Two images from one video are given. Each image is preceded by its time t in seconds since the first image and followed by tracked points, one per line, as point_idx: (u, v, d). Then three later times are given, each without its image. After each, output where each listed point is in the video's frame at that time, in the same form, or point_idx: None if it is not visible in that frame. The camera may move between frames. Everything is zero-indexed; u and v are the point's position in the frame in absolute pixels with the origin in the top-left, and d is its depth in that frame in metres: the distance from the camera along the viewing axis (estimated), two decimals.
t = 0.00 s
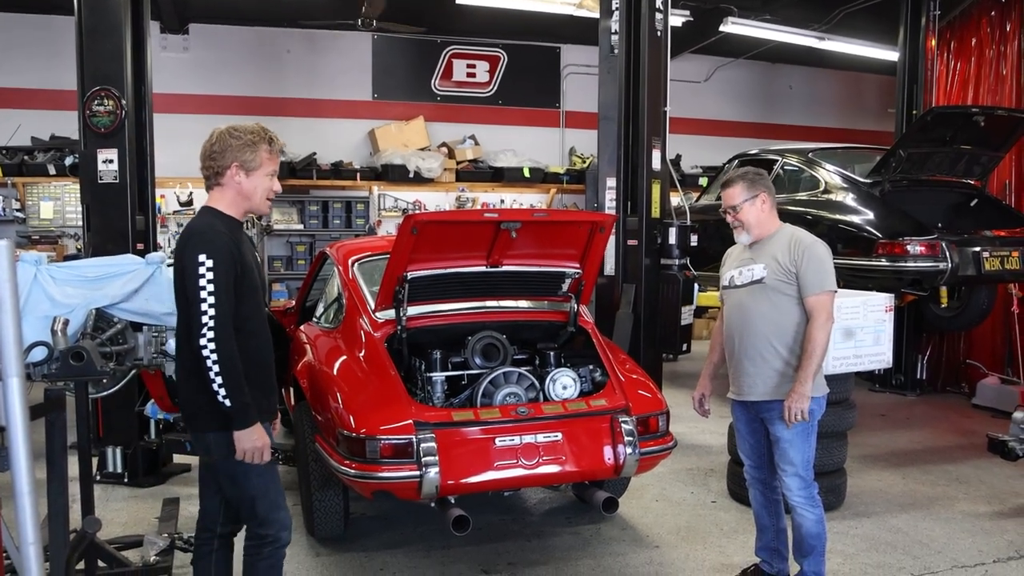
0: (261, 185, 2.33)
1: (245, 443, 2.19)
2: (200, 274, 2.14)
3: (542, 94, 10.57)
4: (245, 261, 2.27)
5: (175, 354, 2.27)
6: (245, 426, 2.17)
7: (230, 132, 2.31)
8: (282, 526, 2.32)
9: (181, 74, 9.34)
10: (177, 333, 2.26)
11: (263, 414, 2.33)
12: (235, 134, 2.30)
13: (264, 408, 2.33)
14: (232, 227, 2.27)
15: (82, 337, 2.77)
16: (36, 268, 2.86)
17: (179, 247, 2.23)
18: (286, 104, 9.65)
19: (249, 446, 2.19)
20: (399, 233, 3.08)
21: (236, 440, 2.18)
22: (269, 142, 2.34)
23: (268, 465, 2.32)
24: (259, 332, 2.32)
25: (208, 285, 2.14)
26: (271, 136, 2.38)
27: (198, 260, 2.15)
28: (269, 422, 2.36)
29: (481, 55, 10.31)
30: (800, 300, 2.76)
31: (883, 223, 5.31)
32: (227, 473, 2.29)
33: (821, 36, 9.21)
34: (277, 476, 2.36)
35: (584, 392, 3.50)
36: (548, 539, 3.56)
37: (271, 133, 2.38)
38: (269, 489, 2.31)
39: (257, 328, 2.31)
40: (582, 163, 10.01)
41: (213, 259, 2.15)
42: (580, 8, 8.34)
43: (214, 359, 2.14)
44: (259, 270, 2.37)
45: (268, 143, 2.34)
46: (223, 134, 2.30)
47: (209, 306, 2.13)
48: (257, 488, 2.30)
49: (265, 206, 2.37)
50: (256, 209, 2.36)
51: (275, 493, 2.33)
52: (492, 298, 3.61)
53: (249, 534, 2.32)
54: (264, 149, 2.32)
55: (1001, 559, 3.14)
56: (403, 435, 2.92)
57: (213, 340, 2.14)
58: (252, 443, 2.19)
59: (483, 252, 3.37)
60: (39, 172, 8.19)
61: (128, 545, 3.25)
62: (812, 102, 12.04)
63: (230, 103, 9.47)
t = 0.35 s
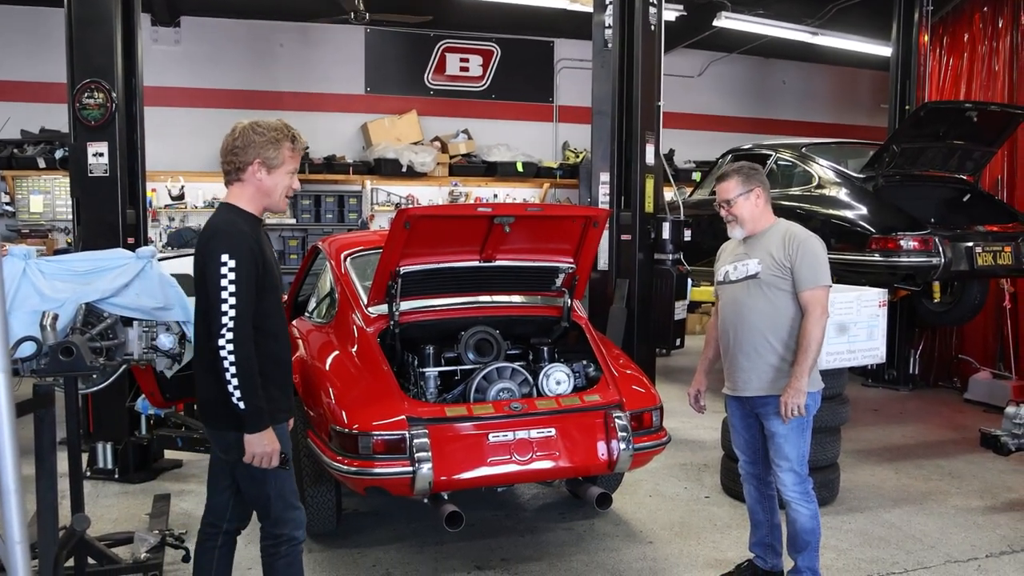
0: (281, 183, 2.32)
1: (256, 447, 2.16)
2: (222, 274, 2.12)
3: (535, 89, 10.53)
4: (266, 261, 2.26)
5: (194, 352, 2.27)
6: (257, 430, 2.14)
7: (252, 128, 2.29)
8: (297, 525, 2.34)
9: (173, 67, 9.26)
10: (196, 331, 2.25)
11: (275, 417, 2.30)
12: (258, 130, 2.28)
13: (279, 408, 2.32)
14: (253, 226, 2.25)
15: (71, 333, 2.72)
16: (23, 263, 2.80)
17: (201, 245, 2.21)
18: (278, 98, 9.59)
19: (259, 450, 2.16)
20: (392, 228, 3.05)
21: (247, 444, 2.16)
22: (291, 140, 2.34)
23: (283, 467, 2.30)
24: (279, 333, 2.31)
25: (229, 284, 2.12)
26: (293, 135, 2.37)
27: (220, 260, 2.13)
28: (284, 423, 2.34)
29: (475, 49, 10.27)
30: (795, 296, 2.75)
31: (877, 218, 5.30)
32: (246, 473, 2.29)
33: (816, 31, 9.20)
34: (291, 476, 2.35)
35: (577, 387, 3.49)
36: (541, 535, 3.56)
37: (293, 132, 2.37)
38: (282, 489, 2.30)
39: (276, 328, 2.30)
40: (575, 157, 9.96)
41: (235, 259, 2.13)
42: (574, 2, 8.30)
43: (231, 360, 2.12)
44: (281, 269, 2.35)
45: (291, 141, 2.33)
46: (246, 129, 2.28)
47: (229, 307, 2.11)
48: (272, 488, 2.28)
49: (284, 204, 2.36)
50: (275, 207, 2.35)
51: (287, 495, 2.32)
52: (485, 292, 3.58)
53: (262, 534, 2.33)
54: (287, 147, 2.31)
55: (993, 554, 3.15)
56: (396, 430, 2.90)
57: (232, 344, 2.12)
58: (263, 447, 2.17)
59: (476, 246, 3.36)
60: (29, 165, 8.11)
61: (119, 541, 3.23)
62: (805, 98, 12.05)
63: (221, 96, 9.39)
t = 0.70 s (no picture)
0: (312, 183, 2.29)
1: (295, 453, 2.17)
2: (259, 279, 2.09)
3: (529, 89, 10.52)
4: (301, 265, 2.23)
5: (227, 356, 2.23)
6: (296, 435, 2.15)
7: (287, 126, 2.25)
8: (296, 534, 2.28)
9: (165, 67, 9.22)
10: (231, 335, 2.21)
11: (314, 420, 2.24)
12: (294, 128, 2.24)
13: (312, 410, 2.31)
14: (286, 228, 2.22)
15: (62, 334, 2.71)
16: (11, 263, 2.76)
17: (234, 248, 2.17)
18: (270, 97, 9.55)
19: (298, 455, 2.17)
20: (385, 228, 3.03)
21: (286, 449, 2.17)
22: (325, 140, 2.30)
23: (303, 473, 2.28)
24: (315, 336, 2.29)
25: (266, 289, 2.09)
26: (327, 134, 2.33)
27: (258, 264, 2.10)
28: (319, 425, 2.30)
29: (468, 49, 10.25)
30: (791, 297, 2.74)
31: (870, 219, 5.31)
32: (263, 477, 2.25)
33: (809, 32, 9.22)
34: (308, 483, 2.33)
35: (572, 390, 3.47)
36: (535, 537, 3.54)
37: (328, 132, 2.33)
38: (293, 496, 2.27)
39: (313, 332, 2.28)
40: (569, 158, 9.94)
41: (272, 264, 2.11)
42: (568, 2, 8.28)
43: (270, 366, 2.10)
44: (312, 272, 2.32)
45: (325, 142, 2.29)
46: (281, 127, 2.24)
47: (267, 312, 2.09)
48: (282, 495, 2.25)
49: (313, 204, 2.33)
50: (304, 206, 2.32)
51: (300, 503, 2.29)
52: (479, 294, 3.56)
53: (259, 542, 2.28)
54: (321, 147, 2.28)
55: (988, 556, 3.15)
56: (389, 433, 2.88)
57: (272, 349, 2.10)
58: (302, 452, 2.18)
59: (470, 247, 3.34)
60: (20, 164, 8.04)
61: (108, 545, 3.19)
62: (798, 99, 12.07)
63: (213, 95, 9.34)
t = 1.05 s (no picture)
0: (334, 189, 2.28)
1: (324, 451, 2.15)
2: (280, 281, 2.06)
3: (524, 88, 10.50)
4: (318, 265, 2.21)
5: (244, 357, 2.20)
6: (323, 436, 2.12)
7: (322, 127, 2.24)
8: (308, 532, 2.26)
9: (159, 65, 9.17)
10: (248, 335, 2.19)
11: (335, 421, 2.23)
12: (329, 131, 2.23)
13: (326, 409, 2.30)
14: (305, 227, 2.20)
15: (52, 333, 2.69)
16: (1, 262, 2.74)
17: (251, 249, 2.14)
18: (264, 96, 9.50)
19: (329, 454, 2.15)
20: (379, 228, 3.01)
21: (315, 449, 2.14)
22: (356, 149, 2.29)
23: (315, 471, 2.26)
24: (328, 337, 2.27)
25: (287, 291, 2.07)
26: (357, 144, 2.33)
27: (277, 267, 2.07)
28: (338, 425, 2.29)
29: (463, 48, 10.23)
30: (788, 297, 2.73)
31: (865, 219, 5.31)
32: (269, 474, 2.23)
33: (804, 33, 9.22)
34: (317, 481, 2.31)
35: (566, 390, 3.45)
36: (529, 538, 3.53)
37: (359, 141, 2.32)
38: (303, 492, 2.24)
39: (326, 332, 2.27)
40: (563, 157, 9.92)
41: (292, 265, 2.08)
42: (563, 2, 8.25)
43: (295, 367, 2.07)
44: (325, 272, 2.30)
45: (355, 151, 2.29)
46: (316, 127, 2.23)
47: (289, 315, 2.06)
48: (292, 492, 2.23)
49: (331, 210, 2.31)
50: (321, 211, 2.30)
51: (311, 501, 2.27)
52: (473, 293, 3.54)
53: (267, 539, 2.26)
54: (351, 156, 2.27)
55: (983, 557, 3.14)
56: (383, 433, 2.86)
57: (295, 352, 2.07)
58: (332, 451, 2.15)
59: (465, 247, 3.32)
60: (12, 162, 7.97)
61: (100, 546, 3.16)
62: (792, 100, 12.08)
63: (206, 93, 9.29)
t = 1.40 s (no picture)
0: (306, 194, 2.27)
1: (284, 446, 2.11)
2: (232, 278, 2.05)
3: (513, 84, 10.46)
4: (275, 262, 2.19)
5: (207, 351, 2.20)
6: (281, 431, 2.09)
7: (295, 131, 2.24)
8: (296, 523, 2.25)
9: (144, 58, 9.08)
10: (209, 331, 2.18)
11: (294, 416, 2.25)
12: (301, 136, 2.23)
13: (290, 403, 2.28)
14: (268, 228, 2.19)
15: (34, 329, 2.63)
16: None
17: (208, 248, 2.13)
18: (251, 90, 9.42)
19: (288, 449, 2.11)
20: (367, 223, 2.98)
21: (277, 443, 2.11)
22: (328, 155, 2.29)
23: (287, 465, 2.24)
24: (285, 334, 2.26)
25: (239, 288, 2.05)
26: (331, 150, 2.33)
27: (230, 265, 2.05)
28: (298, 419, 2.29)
29: (452, 43, 10.18)
30: (778, 294, 2.72)
31: (855, 216, 5.31)
32: (246, 467, 2.24)
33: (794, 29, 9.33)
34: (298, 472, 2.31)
35: (556, 387, 3.43)
36: (518, 536, 3.50)
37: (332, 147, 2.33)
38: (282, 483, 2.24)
39: (284, 328, 2.25)
40: (553, 153, 9.88)
41: (245, 263, 2.06)
42: None
43: (248, 364, 2.06)
44: (289, 270, 2.28)
45: (327, 156, 2.29)
46: (288, 131, 2.23)
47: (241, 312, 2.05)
48: (270, 484, 2.22)
49: (305, 214, 2.30)
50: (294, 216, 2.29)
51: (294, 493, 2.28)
52: (462, 289, 3.51)
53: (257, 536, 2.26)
54: (321, 160, 2.27)
55: (972, 554, 3.15)
56: (371, 431, 2.83)
57: (247, 348, 2.06)
58: (291, 445, 2.12)
59: (454, 242, 3.29)
60: None
61: (83, 545, 3.10)
62: (781, 96, 12.09)
63: (192, 87, 9.20)
